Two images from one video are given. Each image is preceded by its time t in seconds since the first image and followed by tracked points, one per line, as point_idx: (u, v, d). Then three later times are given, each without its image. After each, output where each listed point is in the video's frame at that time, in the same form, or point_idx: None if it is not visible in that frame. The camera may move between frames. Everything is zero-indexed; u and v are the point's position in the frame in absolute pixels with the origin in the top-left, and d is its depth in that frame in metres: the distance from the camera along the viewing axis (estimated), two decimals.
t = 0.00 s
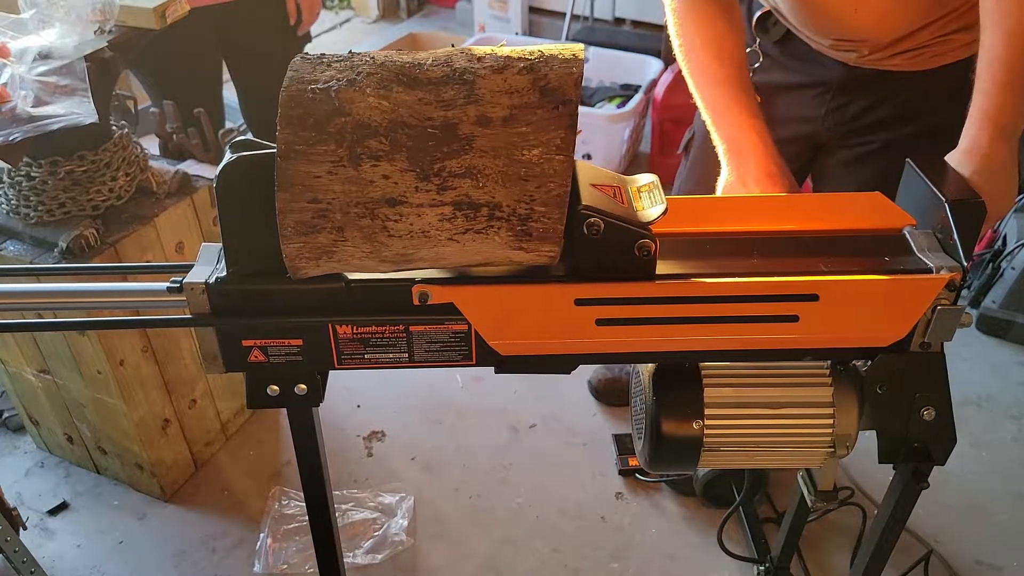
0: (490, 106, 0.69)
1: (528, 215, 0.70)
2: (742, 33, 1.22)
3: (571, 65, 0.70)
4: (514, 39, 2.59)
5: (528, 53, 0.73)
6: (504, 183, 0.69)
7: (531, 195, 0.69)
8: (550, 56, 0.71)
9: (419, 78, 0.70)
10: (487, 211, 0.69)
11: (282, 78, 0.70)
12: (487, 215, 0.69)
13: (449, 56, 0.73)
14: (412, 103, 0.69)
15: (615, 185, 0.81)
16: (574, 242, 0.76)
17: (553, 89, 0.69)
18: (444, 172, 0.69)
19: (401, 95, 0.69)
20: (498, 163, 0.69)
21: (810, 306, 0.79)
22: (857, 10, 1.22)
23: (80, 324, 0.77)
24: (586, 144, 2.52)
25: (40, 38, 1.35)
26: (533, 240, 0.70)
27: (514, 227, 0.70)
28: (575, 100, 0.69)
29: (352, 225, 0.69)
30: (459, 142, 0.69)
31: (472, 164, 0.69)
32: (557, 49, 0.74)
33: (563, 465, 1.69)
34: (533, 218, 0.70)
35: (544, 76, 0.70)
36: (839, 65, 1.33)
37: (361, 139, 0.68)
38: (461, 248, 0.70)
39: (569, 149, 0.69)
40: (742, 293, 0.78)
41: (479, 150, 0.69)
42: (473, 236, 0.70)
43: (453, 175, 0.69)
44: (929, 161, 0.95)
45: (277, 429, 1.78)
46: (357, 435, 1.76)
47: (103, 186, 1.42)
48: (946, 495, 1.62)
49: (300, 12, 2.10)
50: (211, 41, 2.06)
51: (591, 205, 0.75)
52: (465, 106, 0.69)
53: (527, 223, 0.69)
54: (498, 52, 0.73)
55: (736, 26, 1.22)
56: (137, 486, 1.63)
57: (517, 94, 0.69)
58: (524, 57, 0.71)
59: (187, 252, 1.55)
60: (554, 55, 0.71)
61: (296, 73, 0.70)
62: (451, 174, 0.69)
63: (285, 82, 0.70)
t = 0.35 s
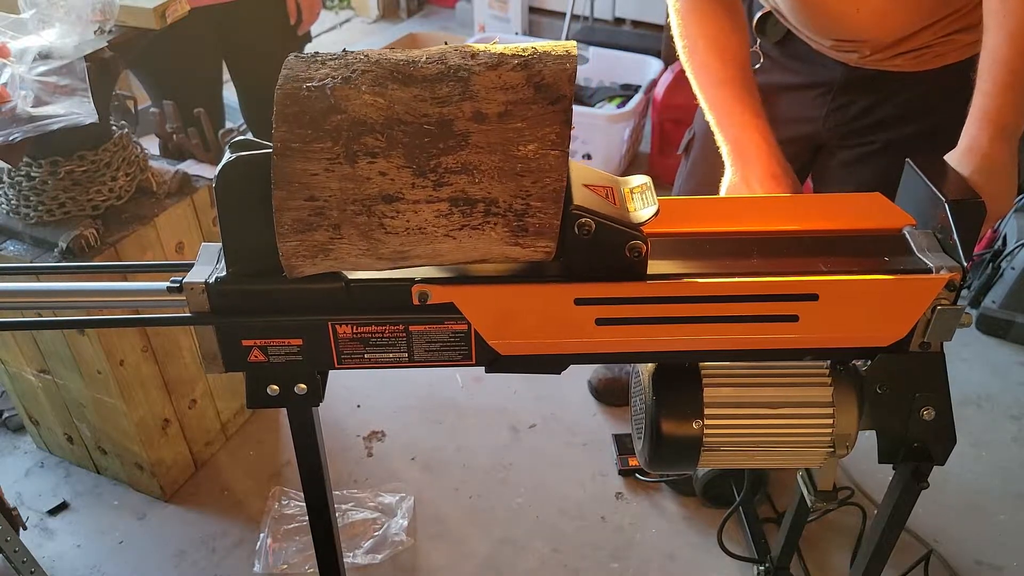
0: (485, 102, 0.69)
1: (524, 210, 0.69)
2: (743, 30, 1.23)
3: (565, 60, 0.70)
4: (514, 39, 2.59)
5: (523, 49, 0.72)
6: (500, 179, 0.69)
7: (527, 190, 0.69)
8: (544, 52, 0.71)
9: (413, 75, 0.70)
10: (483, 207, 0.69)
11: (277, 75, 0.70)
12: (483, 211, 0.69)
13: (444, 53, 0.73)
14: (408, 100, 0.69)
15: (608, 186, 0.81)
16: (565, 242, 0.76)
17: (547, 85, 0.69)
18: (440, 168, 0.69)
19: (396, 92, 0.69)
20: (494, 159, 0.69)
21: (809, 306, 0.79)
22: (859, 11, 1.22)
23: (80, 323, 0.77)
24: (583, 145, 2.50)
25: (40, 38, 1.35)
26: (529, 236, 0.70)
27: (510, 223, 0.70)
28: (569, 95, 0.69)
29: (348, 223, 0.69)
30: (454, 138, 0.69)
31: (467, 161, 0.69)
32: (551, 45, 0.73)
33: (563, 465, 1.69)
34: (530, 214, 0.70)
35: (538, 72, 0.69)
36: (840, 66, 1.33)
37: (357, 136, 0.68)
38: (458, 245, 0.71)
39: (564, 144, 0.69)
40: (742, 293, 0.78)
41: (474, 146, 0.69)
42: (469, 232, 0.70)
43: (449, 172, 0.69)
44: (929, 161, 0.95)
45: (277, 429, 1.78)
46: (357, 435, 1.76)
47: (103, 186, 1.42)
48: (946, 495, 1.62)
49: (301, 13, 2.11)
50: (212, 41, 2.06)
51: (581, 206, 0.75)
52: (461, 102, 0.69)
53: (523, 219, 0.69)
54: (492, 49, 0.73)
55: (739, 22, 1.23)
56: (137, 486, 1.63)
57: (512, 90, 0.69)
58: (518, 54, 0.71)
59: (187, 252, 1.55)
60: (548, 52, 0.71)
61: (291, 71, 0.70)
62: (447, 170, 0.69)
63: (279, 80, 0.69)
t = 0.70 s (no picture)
0: (479, 102, 0.69)
1: (518, 209, 0.69)
2: (746, 24, 1.23)
3: (559, 61, 0.70)
4: (514, 39, 2.59)
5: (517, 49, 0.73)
6: (495, 178, 0.69)
7: (522, 189, 0.69)
8: (538, 52, 0.71)
9: (407, 74, 0.70)
10: (477, 206, 0.69)
11: (272, 73, 0.70)
12: (478, 210, 0.69)
13: (439, 52, 0.73)
14: (402, 99, 0.69)
15: (601, 187, 0.80)
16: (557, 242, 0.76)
17: (542, 85, 0.69)
18: (434, 167, 0.69)
19: (390, 91, 0.69)
20: (488, 158, 0.69)
21: (810, 306, 0.79)
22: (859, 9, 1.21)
23: (79, 322, 0.77)
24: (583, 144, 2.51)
25: (40, 38, 1.35)
26: (524, 236, 0.70)
27: (505, 222, 0.70)
28: (564, 95, 0.69)
29: (342, 222, 0.69)
30: (449, 138, 0.69)
31: (461, 160, 0.69)
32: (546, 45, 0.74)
33: (563, 465, 1.69)
34: (524, 213, 0.70)
35: (532, 72, 0.70)
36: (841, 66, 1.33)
37: (351, 135, 0.68)
38: (452, 244, 0.70)
39: (559, 144, 0.69)
40: (743, 293, 0.78)
41: (468, 145, 0.69)
42: (463, 232, 0.70)
43: (444, 171, 0.69)
44: (929, 161, 0.95)
45: (277, 429, 1.78)
46: (357, 435, 1.76)
47: (103, 186, 1.42)
48: (946, 495, 1.62)
49: (301, 12, 2.11)
50: (212, 41, 2.07)
51: (573, 205, 0.74)
52: (455, 102, 0.69)
53: (518, 218, 0.69)
54: (487, 48, 0.73)
55: (742, 16, 1.23)
56: (137, 486, 1.63)
57: (506, 90, 0.69)
58: (513, 54, 0.71)
59: (187, 252, 1.55)
60: (542, 52, 0.72)
61: (285, 70, 0.70)
62: (442, 169, 0.69)
63: (273, 79, 0.70)
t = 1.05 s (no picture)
0: (466, 101, 0.69)
1: (505, 209, 0.70)
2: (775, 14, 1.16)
3: (545, 59, 0.70)
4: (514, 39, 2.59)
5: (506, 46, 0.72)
6: (482, 177, 0.70)
7: (509, 188, 0.70)
8: (523, 51, 0.71)
9: (392, 73, 0.70)
10: (465, 206, 0.70)
11: (255, 74, 0.69)
12: (465, 210, 0.70)
13: (423, 49, 0.72)
14: (387, 99, 0.69)
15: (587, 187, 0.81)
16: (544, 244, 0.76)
17: (527, 83, 0.69)
18: (421, 168, 0.69)
19: (375, 91, 0.69)
20: (475, 158, 0.69)
21: (810, 306, 0.79)
22: None
23: (80, 322, 0.77)
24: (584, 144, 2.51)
25: (40, 38, 1.35)
26: (511, 235, 0.71)
27: (492, 222, 0.70)
28: (549, 93, 0.69)
29: (329, 223, 0.69)
30: (435, 138, 0.69)
31: (448, 160, 0.69)
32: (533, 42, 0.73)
33: (563, 465, 1.69)
34: (512, 212, 0.70)
35: (518, 71, 0.70)
36: (839, 64, 1.33)
37: (337, 136, 0.68)
38: (440, 244, 0.71)
39: (546, 143, 0.70)
40: (744, 293, 0.78)
41: (455, 145, 0.69)
42: (450, 232, 0.70)
43: (431, 171, 0.69)
44: (929, 161, 0.95)
45: (277, 430, 1.78)
46: (357, 435, 1.76)
47: (103, 186, 1.42)
48: (946, 495, 1.62)
49: (301, 12, 2.12)
50: (212, 41, 2.06)
51: (558, 206, 0.74)
52: (441, 102, 0.69)
53: (505, 217, 0.70)
54: (474, 45, 0.73)
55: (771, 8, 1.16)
56: (137, 486, 1.63)
57: (492, 89, 0.69)
58: (497, 52, 0.71)
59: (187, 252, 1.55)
60: (528, 50, 0.71)
61: (267, 69, 0.69)
62: (428, 169, 0.69)
63: (256, 79, 0.68)
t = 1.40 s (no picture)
0: (456, 102, 0.69)
1: (496, 210, 0.70)
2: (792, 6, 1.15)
3: (535, 59, 0.70)
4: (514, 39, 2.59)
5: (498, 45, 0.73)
6: (472, 178, 0.70)
7: (500, 190, 0.70)
8: (514, 51, 0.71)
9: (383, 74, 0.70)
10: (456, 207, 0.69)
11: (244, 75, 0.69)
12: (456, 211, 0.70)
13: (411, 49, 0.73)
14: (378, 100, 0.69)
15: (577, 186, 0.81)
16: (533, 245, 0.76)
17: (518, 84, 0.70)
18: (412, 169, 0.69)
19: (366, 92, 0.69)
20: (466, 158, 0.69)
21: (810, 306, 0.79)
22: None
23: (80, 322, 0.77)
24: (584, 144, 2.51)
25: (40, 38, 1.34)
26: (502, 236, 0.71)
27: (482, 222, 0.70)
28: (540, 94, 0.69)
29: (319, 225, 0.69)
30: (426, 138, 0.69)
31: (439, 161, 0.69)
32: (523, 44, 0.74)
33: (563, 465, 1.69)
34: (502, 213, 0.70)
35: (508, 72, 0.70)
36: (832, 59, 1.31)
37: (328, 137, 0.68)
38: (431, 246, 0.70)
39: (537, 144, 0.70)
40: (745, 293, 0.78)
41: (446, 146, 0.69)
42: (441, 233, 0.70)
43: (422, 172, 0.69)
44: (929, 162, 0.95)
45: (277, 430, 1.78)
46: (357, 435, 1.76)
47: (103, 186, 1.42)
48: (946, 494, 1.62)
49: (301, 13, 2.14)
50: (212, 42, 2.06)
51: (548, 206, 0.75)
52: (432, 102, 0.69)
53: (495, 218, 0.70)
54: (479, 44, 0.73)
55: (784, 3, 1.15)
56: (137, 486, 1.63)
57: (483, 90, 0.70)
58: (488, 53, 0.71)
59: (187, 252, 1.55)
60: (519, 51, 0.72)
61: (257, 71, 0.69)
62: (419, 170, 0.69)
63: (246, 80, 0.69)
